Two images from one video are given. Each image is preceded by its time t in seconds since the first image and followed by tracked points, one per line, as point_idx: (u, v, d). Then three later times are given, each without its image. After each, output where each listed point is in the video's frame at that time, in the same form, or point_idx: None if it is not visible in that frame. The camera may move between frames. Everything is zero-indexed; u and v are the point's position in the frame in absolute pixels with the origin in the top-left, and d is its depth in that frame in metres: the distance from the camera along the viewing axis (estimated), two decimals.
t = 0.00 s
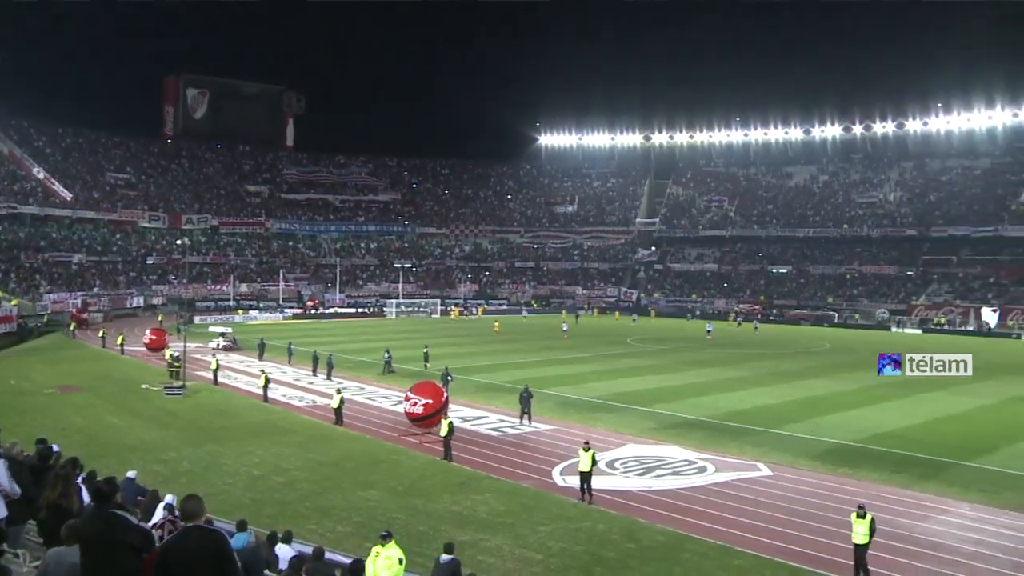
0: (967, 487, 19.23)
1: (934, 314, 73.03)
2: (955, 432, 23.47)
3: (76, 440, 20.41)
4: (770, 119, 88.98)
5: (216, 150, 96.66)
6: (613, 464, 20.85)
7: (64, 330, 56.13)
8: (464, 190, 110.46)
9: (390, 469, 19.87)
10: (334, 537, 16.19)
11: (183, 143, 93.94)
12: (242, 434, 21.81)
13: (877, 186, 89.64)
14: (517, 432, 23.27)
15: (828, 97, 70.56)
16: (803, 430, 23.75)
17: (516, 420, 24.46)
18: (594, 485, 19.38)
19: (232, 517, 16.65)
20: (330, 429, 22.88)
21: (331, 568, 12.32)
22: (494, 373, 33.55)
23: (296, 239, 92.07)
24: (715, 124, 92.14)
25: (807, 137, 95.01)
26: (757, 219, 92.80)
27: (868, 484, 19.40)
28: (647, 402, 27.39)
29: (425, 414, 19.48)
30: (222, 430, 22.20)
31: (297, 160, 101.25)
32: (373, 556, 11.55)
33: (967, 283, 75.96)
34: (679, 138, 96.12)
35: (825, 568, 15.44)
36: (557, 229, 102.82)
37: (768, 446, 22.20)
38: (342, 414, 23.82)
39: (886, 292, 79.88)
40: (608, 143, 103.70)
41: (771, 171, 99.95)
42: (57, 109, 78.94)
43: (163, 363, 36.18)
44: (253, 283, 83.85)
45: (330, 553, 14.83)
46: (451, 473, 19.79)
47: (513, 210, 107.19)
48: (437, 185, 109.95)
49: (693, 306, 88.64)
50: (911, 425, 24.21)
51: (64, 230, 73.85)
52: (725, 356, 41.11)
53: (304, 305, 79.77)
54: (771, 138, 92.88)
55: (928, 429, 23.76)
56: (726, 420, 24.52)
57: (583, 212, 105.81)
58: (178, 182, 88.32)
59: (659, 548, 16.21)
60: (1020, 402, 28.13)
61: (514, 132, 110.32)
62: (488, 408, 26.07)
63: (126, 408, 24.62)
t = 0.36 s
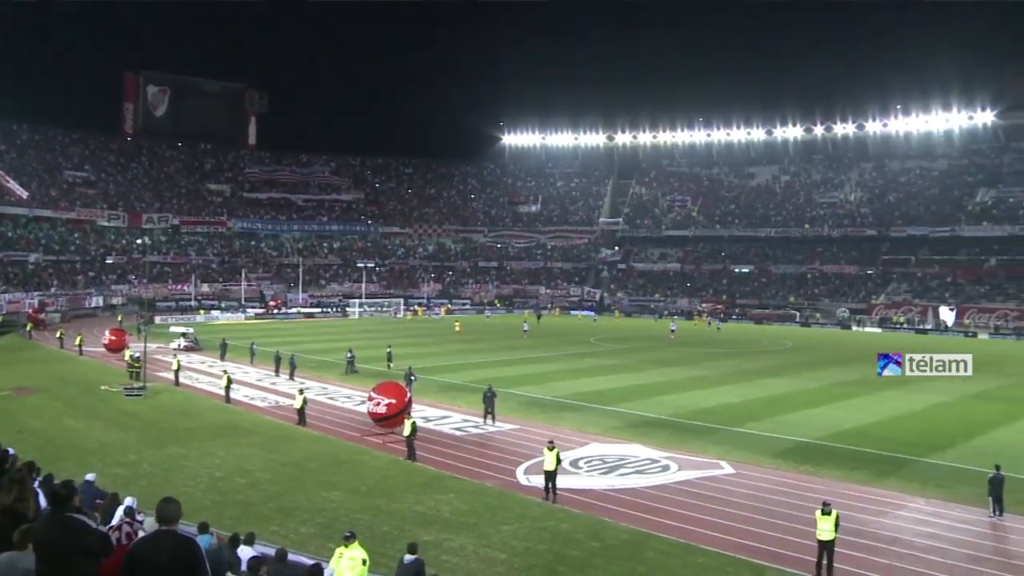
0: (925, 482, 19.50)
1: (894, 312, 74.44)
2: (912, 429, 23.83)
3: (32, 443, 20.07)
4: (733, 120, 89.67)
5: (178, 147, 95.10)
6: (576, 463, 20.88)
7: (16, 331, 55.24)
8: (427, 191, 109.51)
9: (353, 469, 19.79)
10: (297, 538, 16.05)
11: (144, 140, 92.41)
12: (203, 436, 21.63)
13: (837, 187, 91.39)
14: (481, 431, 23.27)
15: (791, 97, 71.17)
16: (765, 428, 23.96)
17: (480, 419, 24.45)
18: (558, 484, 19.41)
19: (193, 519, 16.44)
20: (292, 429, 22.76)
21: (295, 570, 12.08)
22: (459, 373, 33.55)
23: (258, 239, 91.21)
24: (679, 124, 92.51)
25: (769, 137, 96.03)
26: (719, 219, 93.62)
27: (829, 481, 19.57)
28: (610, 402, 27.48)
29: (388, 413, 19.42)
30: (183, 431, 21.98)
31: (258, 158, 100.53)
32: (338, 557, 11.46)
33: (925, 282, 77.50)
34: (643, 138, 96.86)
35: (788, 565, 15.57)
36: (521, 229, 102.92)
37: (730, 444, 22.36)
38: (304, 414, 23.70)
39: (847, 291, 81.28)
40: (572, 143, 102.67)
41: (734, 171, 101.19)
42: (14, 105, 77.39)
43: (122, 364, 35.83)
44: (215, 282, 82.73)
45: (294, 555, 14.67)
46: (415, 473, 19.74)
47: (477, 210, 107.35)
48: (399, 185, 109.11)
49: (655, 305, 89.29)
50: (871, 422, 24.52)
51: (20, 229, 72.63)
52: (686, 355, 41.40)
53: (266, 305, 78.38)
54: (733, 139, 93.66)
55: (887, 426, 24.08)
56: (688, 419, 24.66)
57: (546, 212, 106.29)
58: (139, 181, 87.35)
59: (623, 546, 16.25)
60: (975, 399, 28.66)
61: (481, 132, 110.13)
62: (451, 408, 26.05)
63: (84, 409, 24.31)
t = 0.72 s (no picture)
0: (880, 478, 19.78)
1: (850, 311, 75.54)
2: (867, 426, 24.17)
3: None
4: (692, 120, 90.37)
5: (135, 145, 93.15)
6: (537, 462, 20.90)
7: None
8: (387, 189, 108.58)
9: (312, 470, 19.67)
10: (256, 539, 15.87)
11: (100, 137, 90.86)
12: (159, 438, 21.38)
13: (795, 187, 92.59)
14: (441, 431, 23.23)
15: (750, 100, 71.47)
16: (724, 426, 24.15)
17: (441, 419, 24.42)
18: (519, 483, 19.41)
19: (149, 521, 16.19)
20: (251, 430, 22.59)
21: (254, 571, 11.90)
22: (418, 372, 33.48)
23: (216, 238, 90.11)
24: (639, 124, 93.03)
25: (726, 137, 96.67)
26: (678, 218, 94.13)
27: (787, 478, 19.76)
28: (570, 401, 27.54)
29: (347, 414, 19.33)
30: (139, 433, 21.73)
31: (218, 158, 98.55)
32: (297, 558, 11.35)
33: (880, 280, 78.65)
34: (602, 138, 97.35)
35: (745, 562, 15.77)
36: (481, 228, 103.29)
37: (689, 443, 22.51)
38: (263, 415, 23.55)
39: (805, 290, 82.24)
40: (532, 143, 103.82)
41: (693, 171, 102.09)
42: None
43: (76, 365, 35.33)
44: (172, 282, 81.62)
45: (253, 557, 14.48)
46: (374, 473, 19.65)
47: (437, 209, 106.93)
48: (358, 184, 107.52)
49: (615, 304, 89.70)
50: (828, 420, 24.82)
51: None
52: (645, 354, 41.65)
53: (224, 305, 76.99)
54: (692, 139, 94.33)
55: (843, 424, 24.39)
56: (648, 418, 24.78)
57: (505, 211, 106.57)
58: (93, 179, 86.06)
59: (583, 544, 16.32)
60: (931, 396, 29.11)
61: (444, 131, 109.99)
62: (411, 408, 25.97)
63: (37, 412, 23.95)
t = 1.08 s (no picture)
0: (840, 475, 20.00)
1: (811, 310, 76.76)
2: (826, 423, 24.44)
3: None
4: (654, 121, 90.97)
5: (93, 144, 91.73)
6: (500, 461, 20.89)
7: None
8: (349, 189, 107.39)
9: (275, 470, 19.55)
10: (217, 542, 15.68)
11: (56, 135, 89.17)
12: (117, 440, 21.13)
13: (756, 187, 93.58)
14: (403, 430, 23.19)
15: (713, 102, 71.72)
16: (686, 424, 24.30)
17: (403, 418, 24.37)
18: (481, 483, 19.40)
19: (108, 525, 15.95)
20: (212, 431, 22.42)
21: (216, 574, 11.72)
22: (381, 372, 33.34)
23: (177, 237, 89.22)
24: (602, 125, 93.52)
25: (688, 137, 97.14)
26: (640, 218, 94.77)
27: (748, 476, 19.91)
28: (533, 400, 27.59)
29: (310, 414, 19.25)
30: (97, 436, 21.48)
31: (178, 155, 96.36)
32: (259, 560, 11.23)
33: (841, 280, 79.62)
34: (565, 137, 97.76)
35: (707, 558, 15.88)
36: (443, 227, 102.24)
37: (652, 441, 22.63)
38: (225, 415, 23.42)
39: (765, 289, 83.20)
40: (495, 142, 102.99)
41: (656, 171, 102.98)
42: None
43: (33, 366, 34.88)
44: (131, 282, 80.53)
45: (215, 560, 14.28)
46: (336, 473, 19.57)
47: (399, 209, 105.81)
48: (320, 183, 106.26)
49: (578, 303, 89.74)
50: (788, 418, 25.05)
51: None
52: (608, 353, 41.81)
53: (185, 305, 75.88)
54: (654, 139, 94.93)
55: (803, 421, 24.64)
56: (611, 417, 24.88)
57: (468, 210, 106.41)
58: (50, 177, 84.68)
59: (548, 543, 16.36)
60: (889, 393, 29.45)
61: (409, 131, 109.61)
62: (374, 407, 25.90)
63: None
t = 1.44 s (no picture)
0: (800, 472, 20.18)
1: (772, 309, 77.47)
2: (785, 421, 24.70)
3: None
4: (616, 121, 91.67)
5: (49, 141, 89.35)
6: (462, 461, 20.86)
7: None
8: (311, 188, 105.65)
9: (235, 472, 19.38)
10: (176, 544, 15.48)
11: (10, 131, 86.41)
12: (73, 443, 20.81)
13: (718, 187, 94.45)
14: (365, 430, 23.11)
15: (676, 102, 72.04)
16: (648, 423, 24.43)
17: (365, 418, 24.30)
18: (443, 482, 19.38)
19: (63, 529, 15.67)
20: (170, 433, 22.20)
21: None
22: (342, 372, 33.18)
23: (135, 236, 86.40)
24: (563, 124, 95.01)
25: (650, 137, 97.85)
26: (602, 217, 95.62)
27: (710, 474, 20.01)
28: (495, 399, 27.58)
29: (271, 414, 19.14)
30: (52, 439, 21.15)
31: (136, 154, 94.03)
32: (219, 561, 11.05)
33: (801, 279, 80.31)
34: (527, 137, 98.25)
35: (668, 557, 15.98)
36: (405, 226, 101.58)
37: (613, 440, 22.71)
38: (184, 417, 23.22)
39: (726, 288, 83.80)
40: (457, 141, 104.51)
41: (617, 171, 104.00)
42: None
43: None
44: (88, 281, 77.98)
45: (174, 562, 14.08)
46: (297, 474, 19.46)
47: (360, 208, 104.96)
48: (280, 182, 104.54)
49: (539, 303, 89.54)
50: (748, 416, 25.27)
51: None
52: (570, 352, 41.88)
53: (143, 305, 74.65)
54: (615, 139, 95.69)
55: (764, 419, 24.85)
56: (572, 416, 24.94)
57: (430, 209, 106.24)
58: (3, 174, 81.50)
59: (510, 542, 16.36)
60: (848, 391, 29.81)
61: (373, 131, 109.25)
62: (335, 408, 25.78)
63: None
